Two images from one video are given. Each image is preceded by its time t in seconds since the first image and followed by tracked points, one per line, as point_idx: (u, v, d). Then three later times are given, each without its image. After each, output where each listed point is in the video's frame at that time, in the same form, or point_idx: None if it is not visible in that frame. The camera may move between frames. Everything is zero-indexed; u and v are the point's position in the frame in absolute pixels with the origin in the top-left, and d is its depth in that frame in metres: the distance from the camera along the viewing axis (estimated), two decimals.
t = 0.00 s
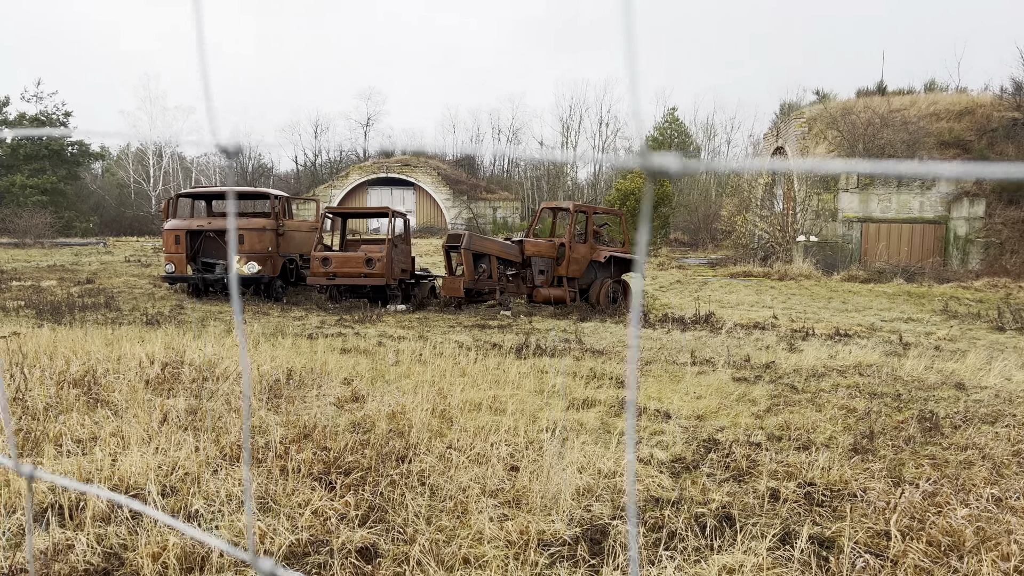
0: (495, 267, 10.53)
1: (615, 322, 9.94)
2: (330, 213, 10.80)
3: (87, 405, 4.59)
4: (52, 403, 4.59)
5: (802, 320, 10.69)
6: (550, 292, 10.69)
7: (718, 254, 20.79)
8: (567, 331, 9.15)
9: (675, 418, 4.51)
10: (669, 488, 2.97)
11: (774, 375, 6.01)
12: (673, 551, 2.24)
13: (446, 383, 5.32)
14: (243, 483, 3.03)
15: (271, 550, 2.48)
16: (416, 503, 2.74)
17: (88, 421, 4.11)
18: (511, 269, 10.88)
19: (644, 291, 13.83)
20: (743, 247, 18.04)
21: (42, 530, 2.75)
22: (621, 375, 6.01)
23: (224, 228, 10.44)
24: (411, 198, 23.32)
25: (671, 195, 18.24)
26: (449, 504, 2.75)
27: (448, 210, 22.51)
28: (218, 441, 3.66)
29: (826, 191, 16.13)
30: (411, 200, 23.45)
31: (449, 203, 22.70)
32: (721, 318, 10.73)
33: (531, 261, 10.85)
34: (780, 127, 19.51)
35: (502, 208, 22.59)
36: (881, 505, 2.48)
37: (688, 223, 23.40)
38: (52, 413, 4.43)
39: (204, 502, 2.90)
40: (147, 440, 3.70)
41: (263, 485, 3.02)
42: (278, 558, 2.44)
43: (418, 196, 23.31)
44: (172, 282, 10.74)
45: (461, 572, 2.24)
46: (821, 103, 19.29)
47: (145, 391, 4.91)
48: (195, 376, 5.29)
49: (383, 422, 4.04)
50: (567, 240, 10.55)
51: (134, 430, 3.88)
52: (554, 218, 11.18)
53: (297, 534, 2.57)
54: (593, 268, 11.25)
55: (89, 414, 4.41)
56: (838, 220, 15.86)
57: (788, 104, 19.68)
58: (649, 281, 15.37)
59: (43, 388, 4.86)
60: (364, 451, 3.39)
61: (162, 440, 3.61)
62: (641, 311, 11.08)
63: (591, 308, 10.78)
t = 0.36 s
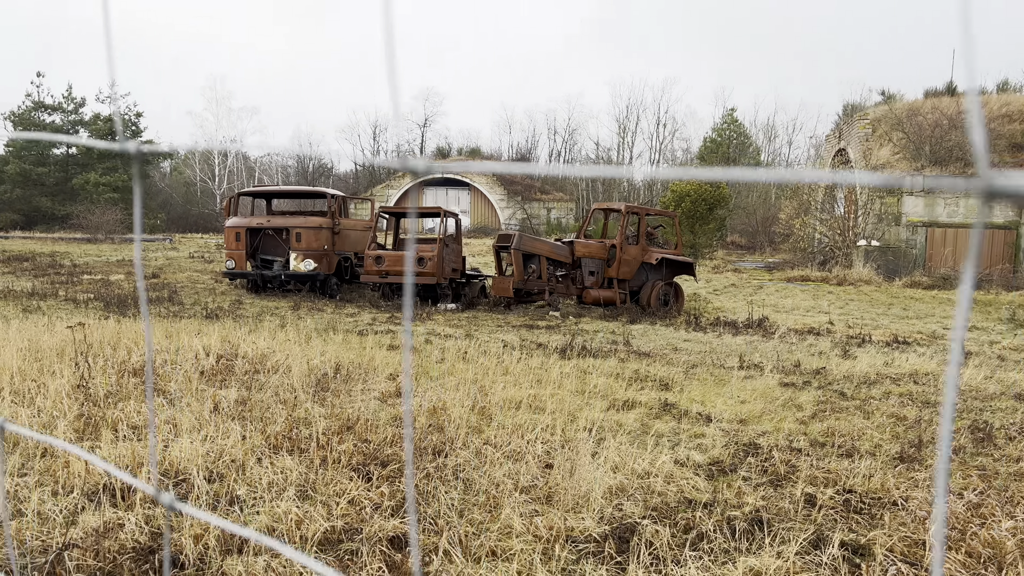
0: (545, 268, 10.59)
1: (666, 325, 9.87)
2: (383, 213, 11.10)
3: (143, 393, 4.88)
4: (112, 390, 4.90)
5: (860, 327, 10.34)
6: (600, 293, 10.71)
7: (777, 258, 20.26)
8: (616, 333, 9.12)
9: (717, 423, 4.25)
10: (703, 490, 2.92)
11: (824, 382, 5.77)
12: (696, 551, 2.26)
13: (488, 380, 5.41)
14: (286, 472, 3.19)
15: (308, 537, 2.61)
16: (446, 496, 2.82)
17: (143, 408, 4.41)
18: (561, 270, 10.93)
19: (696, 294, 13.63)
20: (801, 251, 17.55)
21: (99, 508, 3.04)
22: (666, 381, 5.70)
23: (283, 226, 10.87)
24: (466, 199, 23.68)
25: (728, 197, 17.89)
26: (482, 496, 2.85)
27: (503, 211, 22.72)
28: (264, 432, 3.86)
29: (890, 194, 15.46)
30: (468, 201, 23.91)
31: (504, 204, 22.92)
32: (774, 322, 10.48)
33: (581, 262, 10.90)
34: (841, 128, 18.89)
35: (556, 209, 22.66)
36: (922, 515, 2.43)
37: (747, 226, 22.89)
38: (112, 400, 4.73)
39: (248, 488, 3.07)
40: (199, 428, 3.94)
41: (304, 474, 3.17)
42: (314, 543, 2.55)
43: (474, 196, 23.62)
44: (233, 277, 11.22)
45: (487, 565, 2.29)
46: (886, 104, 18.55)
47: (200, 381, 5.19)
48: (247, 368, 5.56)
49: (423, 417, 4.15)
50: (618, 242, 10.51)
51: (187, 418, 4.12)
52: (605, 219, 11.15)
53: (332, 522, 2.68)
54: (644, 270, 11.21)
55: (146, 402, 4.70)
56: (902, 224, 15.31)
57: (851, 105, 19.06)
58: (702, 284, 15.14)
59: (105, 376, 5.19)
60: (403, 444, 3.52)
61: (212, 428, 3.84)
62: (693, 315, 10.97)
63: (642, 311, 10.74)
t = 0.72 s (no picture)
0: (575, 269, 10.62)
1: (697, 326, 9.81)
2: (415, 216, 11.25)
3: (178, 392, 5.06)
4: (149, 389, 5.10)
5: (896, 328, 10.12)
6: (631, 295, 10.62)
7: (813, 259, 19.89)
8: (646, 334, 9.09)
9: (743, 423, 4.09)
10: (724, 490, 2.91)
11: (855, 382, 5.62)
12: (710, 549, 2.28)
13: (515, 379, 5.46)
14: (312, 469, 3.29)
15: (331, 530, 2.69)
16: (465, 494, 2.87)
17: (178, 407, 4.59)
18: (590, 272, 10.85)
19: (729, 296, 13.48)
20: (837, 252, 17.21)
21: (133, 503, 3.20)
22: (693, 380, 5.54)
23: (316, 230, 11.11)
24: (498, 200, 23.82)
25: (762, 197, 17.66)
26: (501, 494, 2.90)
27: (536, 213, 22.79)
28: (292, 430, 3.98)
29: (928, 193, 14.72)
30: (500, 203, 23.94)
31: (536, 206, 23.00)
32: (807, 324, 10.32)
33: (611, 264, 10.81)
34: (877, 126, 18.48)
35: (589, 211, 22.64)
36: (945, 516, 2.42)
37: (782, 227, 22.53)
38: (149, 399, 4.92)
39: (275, 484, 3.19)
40: (231, 426, 4.09)
41: (329, 471, 3.27)
42: (336, 538, 2.63)
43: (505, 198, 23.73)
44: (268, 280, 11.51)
45: (504, 559, 2.34)
46: (924, 101, 18.08)
47: (232, 380, 5.36)
48: (280, 369, 5.73)
49: (448, 416, 4.22)
50: (649, 244, 10.49)
51: (221, 417, 4.27)
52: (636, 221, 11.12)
53: (355, 516, 2.76)
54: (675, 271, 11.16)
55: (181, 401, 4.87)
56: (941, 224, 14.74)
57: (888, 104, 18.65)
58: (734, 285, 14.98)
59: (143, 376, 5.39)
60: (428, 443, 3.59)
61: (243, 426, 3.98)
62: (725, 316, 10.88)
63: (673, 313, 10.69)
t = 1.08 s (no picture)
0: (586, 268, 10.66)
1: (708, 325, 9.78)
2: (427, 215, 11.31)
3: (193, 388, 5.15)
4: (165, 385, 5.19)
5: (909, 326, 10.04)
6: (642, 293, 10.66)
7: (827, 257, 19.74)
8: (657, 333, 9.08)
9: (752, 419, 4.10)
10: (731, 482, 2.93)
11: (866, 379, 5.60)
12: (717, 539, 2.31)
13: (524, 375, 5.49)
14: (325, 463, 3.36)
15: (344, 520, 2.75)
16: (475, 486, 2.92)
17: (193, 403, 4.68)
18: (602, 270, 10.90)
19: (741, 295, 13.44)
20: (851, 250, 17.07)
21: (150, 494, 3.28)
22: (702, 376, 5.53)
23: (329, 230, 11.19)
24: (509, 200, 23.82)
25: (775, 195, 17.54)
26: (511, 485, 2.94)
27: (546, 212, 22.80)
28: (305, 425, 4.05)
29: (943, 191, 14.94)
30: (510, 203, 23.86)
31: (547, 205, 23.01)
32: (819, 322, 10.28)
33: (622, 263, 10.83)
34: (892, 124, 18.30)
35: (601, 211, 22.60)
36: (952, 509, 2.44)
37: (795, 225, 22.37)
38: (165, 395, 5.02)
39: (290, 476, 3.27)
40: (246, 421, 4.17)
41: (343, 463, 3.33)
42: (348, 527, 2.68)
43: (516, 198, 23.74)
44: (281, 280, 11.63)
45: (513, 548, 2.39)
46: (939, 99, 17.89)
47: (246, 376, 5.44)
48: (293, 366, 5.81)
49: (459, 411, 4.27)
50: (660, 243, 10.48)
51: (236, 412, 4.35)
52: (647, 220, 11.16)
53: (367, 506, 2.82)
54: (686, 270, 11.15)
55: (196, 397, 4.96)
56: (955, 222, 14.57)
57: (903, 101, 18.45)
58: (747, 284, 14.90)
59: (159, 373, 5.50)
60: (439, 437, 3.64)
61: (257, 421, 4.05)
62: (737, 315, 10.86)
63: (684, 311, 10.68)
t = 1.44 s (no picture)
0: (591, 265, 10.71)
1: (712, 322, 9.80)
2: (433, 212, 11.36)
3: (201, 379, 5.24)
4: (174, 376, 5.28)
5: (914, 325, 10.02)
6: (647, 291, 10.67)
7: (834, 256, 19.68)
8: (661, 330, 9.10)
9: (752, 413, 4.14)
10: (727, 473, 2.98)
11: (867, 376, 5.62)
12: (709, 523, 2.38)
13: (527, 369, 5.54)
14: (329, 450, 3.43)
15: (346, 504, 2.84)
16: (475, 473, 2.98)
17: (200, 393, 4.77)
18: (607, 267, 10.96)
19: (747, 293, 13.43)
20: (858, 249, 17.02)
21: (158, 479, 3.37)
22: (703, 371, 5.56)
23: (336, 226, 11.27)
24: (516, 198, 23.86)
25: (781, 194, 17.48)
26: (510, 473, 3.00)
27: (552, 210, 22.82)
28: (309, 415, 4.13)
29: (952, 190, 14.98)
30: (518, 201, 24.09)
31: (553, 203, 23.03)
32: (824, 320, 10.28)
33: (627, 260, 10.88)
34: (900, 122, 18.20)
35: (608, 209, 22.57)
36: (944, 500, 2.48)
37: (802, 224, 22.31)
38: (173, 385, 5.11)
39: (295, 463, 3.34)
40: (252, 410, 4.25)
41: (347, 451, 3.40)
42: (350, 511, 2.76)
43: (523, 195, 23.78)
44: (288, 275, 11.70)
45: (510, 533, 2.46)
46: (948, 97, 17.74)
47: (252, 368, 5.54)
48: (298, 358, 5.88)
49: (462, 403, 4.32)
50: (665, 240, 10.51)
51: (243, 402, 4.42)
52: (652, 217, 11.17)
53: (370, 492, 2.90)
54: (691, 267, 11.16)
55: (203, 387, 5.06)
56: (963, 221, 14.58)
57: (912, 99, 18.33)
58: (753, 282, 14.88)
59: (167, 364, 5.59)
60: (441, 427, 3.70)
61: (263, 411, 4.12)
62: (742, 313, 10.87)
63: (689, 308, 10.70)
